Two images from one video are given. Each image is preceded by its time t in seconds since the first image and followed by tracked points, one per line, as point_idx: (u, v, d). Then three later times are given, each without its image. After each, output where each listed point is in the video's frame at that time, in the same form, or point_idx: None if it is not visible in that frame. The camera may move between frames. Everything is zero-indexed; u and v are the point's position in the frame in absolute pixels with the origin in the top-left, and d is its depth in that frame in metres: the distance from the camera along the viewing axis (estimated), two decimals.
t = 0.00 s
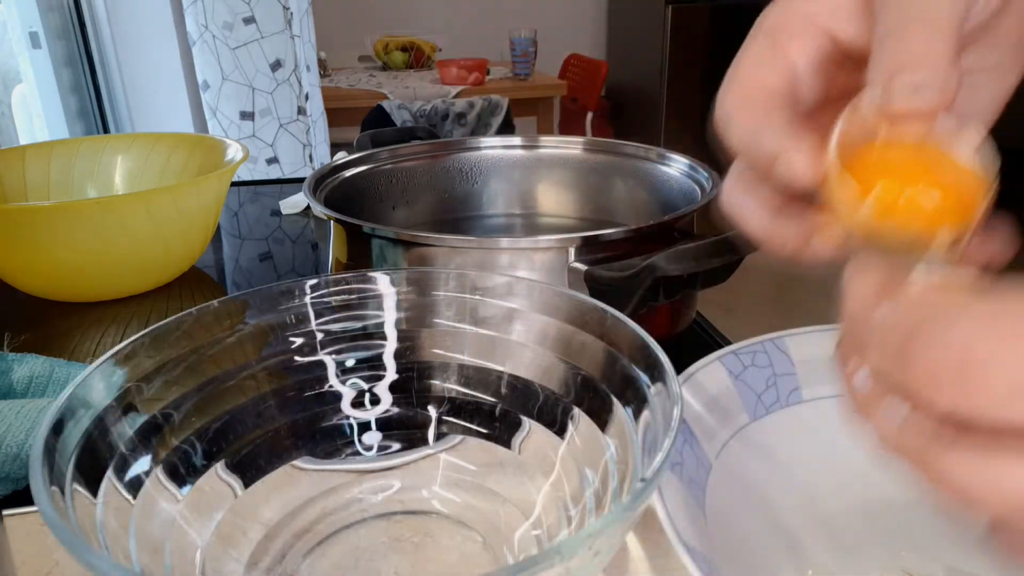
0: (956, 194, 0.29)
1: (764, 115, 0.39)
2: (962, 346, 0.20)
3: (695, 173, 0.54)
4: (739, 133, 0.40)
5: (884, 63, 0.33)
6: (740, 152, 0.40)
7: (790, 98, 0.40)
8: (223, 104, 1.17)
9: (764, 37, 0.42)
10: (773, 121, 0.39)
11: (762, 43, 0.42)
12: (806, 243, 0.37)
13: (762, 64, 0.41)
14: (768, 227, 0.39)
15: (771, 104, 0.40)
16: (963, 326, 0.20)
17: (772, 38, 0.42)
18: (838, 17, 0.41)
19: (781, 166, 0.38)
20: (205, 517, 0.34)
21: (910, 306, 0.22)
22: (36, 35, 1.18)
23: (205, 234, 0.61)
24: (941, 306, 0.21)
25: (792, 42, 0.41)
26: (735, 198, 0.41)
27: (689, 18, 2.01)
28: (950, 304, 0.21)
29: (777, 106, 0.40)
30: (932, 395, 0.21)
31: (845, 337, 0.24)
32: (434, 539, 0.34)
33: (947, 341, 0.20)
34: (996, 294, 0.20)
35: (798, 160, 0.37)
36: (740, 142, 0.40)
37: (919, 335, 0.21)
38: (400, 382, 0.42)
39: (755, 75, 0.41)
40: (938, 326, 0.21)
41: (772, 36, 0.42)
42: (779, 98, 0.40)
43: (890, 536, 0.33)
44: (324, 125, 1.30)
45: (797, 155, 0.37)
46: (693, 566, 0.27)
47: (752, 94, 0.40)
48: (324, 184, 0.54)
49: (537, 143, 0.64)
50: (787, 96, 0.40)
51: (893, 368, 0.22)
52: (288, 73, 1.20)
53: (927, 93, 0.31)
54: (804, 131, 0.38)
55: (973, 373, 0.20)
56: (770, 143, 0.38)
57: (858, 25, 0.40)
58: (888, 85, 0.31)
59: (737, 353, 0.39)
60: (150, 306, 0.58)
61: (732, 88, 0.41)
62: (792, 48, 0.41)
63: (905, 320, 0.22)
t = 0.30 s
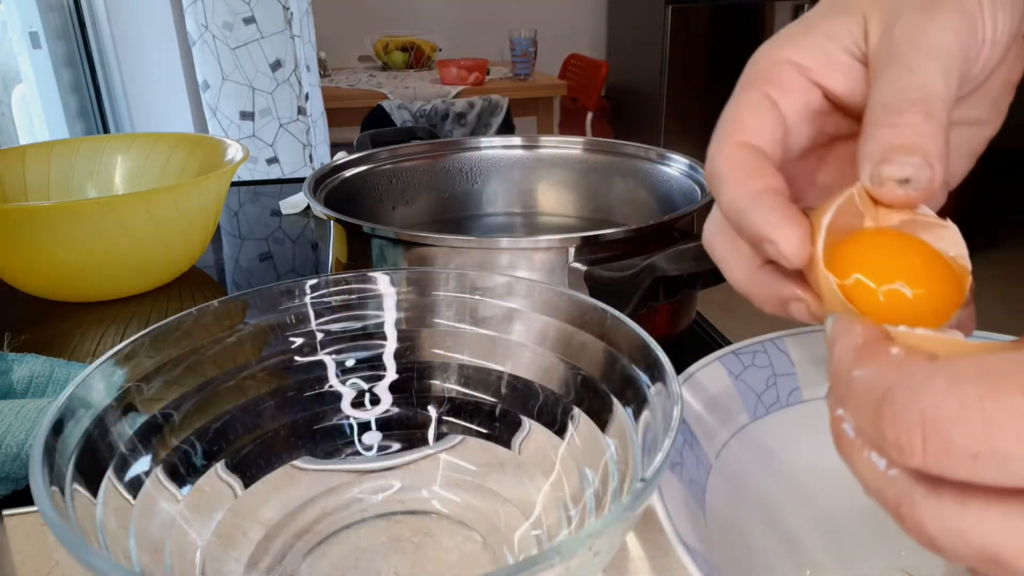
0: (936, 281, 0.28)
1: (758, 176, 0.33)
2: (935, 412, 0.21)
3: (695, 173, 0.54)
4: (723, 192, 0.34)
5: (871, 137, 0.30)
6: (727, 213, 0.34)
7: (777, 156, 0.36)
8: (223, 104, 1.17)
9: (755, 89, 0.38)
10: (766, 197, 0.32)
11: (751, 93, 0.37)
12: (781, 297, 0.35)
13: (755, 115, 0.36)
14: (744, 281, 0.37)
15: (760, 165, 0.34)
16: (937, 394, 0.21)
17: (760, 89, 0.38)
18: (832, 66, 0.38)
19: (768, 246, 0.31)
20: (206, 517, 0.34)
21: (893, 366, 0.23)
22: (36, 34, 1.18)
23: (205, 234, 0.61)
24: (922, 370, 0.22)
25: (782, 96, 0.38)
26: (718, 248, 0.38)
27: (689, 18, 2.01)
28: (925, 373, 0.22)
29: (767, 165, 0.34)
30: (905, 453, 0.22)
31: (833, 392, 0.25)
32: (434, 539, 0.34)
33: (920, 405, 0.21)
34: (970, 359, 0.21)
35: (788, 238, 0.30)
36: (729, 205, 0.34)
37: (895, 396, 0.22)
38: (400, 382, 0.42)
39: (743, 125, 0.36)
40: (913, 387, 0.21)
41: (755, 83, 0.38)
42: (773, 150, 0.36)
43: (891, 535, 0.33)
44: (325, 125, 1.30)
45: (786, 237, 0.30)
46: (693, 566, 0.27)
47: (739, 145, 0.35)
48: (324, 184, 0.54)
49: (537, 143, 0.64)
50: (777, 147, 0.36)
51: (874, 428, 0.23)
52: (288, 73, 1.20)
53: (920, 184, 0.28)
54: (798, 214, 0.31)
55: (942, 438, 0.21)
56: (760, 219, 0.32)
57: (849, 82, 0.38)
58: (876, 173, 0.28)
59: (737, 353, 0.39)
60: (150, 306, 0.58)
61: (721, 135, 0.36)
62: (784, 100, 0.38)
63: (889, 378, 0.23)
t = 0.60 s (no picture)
0: (946, 263, 0.28)
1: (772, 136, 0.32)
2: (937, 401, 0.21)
3: (696, 173, 0.54)
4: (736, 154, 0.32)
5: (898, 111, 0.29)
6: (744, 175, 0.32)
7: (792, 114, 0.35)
8: (223, 104, 1.17)
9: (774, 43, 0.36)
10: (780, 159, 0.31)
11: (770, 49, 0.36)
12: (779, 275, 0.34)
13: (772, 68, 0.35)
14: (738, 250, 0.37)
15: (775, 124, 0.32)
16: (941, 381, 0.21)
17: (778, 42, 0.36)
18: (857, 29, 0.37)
19: (782, 221, 0.30)
20: (206, 517, 0.34)
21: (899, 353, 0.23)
22: (36, 34, 1.18)
23: (205, 234, 0.61)
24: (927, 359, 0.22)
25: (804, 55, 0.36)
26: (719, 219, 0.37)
27: (689, 18, 2.01)
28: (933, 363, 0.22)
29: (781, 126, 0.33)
30: (906, 440, 0.22)
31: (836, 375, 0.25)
32: (434, 539, 0.34)
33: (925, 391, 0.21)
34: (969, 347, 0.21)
35: (805, 216, 0.29)
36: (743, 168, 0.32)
37: (895, 384, 0.22)
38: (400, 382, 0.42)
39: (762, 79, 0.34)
40: (914, 377, 0.21)
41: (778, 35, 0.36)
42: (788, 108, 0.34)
43: (891, 535, 0.33)
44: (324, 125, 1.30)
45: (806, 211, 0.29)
46: (693, 566, 0.27)
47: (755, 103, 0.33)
48: (324, 184, 0.54)
49: (537, 143, 0.64)
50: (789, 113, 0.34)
51: (875, 414, 0.23)
52: (288, 73, 1.20)
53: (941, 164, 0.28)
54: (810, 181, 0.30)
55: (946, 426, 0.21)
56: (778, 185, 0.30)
57: (862, 66, 0.38)
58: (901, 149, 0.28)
59: (737, 353, 0.39)
60: (150, 306, 0.58)
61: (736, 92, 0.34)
62: (805, 59, 0.36)
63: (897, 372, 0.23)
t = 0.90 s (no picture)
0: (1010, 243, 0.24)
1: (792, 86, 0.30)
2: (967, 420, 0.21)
3: (696, 173, 0.54)
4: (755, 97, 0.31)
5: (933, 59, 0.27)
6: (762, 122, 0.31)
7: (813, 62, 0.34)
8: (223, 104, 1.17)
9: None
10: (795, 110, 0.30)
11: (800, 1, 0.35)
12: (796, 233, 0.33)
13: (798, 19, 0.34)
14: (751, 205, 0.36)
15: (797, 72, 0.31)
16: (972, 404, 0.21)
17: None
18: None
19: (803, 175, 0.28)
20: (206, 517, 0.34)
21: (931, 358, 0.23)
22: (36, 34, 1.18)
23: (205, 234, 0.61)
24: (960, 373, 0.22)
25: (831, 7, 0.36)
26: (735, 176, 0.36)
27: (689, 18, 2.01)
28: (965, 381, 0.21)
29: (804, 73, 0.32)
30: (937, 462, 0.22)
31: (859, 369, 0.25)
32: (434, 539, 0.34)
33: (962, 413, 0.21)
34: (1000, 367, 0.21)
35: (826, 169, 0.27)
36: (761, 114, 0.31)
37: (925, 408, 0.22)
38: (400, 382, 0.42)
39: (785, 29, 0.34)
40: (943, 399, 0.21)
41: None
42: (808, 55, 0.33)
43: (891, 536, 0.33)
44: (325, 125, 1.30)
45: (825, 163, 0.28)
46: (693, 566, 0.27)
47: (777, 49, 0.32)
48: (324, 183, 0.54)
49: (537, 143, 0.64)
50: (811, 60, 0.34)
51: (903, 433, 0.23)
52: (288, 73, 1.20)
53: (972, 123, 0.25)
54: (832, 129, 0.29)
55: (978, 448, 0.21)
56: (800, 137, 0.28)
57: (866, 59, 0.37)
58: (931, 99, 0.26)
59: (737, 353, 0.39)
60: (150, 306, 0.58)
61: (757, 39, 0.33)
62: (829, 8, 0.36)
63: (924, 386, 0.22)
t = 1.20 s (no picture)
0: None
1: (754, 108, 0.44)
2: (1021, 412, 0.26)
3: (696, 173, 0.54)
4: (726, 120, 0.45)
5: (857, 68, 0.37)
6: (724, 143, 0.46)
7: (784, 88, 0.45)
8: (223, 104, 1.17)
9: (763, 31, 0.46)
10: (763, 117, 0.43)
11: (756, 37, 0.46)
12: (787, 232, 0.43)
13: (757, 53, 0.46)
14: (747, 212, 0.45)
15: (759, 96, 0.44)
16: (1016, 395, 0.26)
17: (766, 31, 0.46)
18: None
19: (759, 161, 0.42)
20: (206, 517, 0.34)
21: (1002, 346, 0.26)
22: (36, 34, 1.18)
23: (205, 234, 0.61)
24: None
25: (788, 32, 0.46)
26: (729, 188, 0.47)
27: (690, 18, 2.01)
28: None
29: (767, 100, 0.44)
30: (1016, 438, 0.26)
31: (921, 346, 0.29)
32: (434, 539, 0.34)
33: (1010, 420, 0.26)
34: None
35: (773, 158, 0.41)
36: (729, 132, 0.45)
37: (1008, 387, 0.26)
38: (399, 382, 0.42)
39: (746, 62, 0.46)
40: None
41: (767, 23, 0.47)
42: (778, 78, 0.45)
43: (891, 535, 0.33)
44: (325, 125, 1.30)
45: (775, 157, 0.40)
46: (694, 567, 0.27)
47: (740, 77, 0.45)
48: (324, 184, 0.54)
49: (537, 143, 0.64)
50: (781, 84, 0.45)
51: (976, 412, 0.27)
52: (288, 73, 1.20)
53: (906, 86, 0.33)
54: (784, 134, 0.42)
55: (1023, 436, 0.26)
56: (750, 139, 0.43)
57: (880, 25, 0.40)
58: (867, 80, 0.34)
59: (737, 353, 0.39)
60: (150, 306, 0.58)
61: (730, 69, 0.46)
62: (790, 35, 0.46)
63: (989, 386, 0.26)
